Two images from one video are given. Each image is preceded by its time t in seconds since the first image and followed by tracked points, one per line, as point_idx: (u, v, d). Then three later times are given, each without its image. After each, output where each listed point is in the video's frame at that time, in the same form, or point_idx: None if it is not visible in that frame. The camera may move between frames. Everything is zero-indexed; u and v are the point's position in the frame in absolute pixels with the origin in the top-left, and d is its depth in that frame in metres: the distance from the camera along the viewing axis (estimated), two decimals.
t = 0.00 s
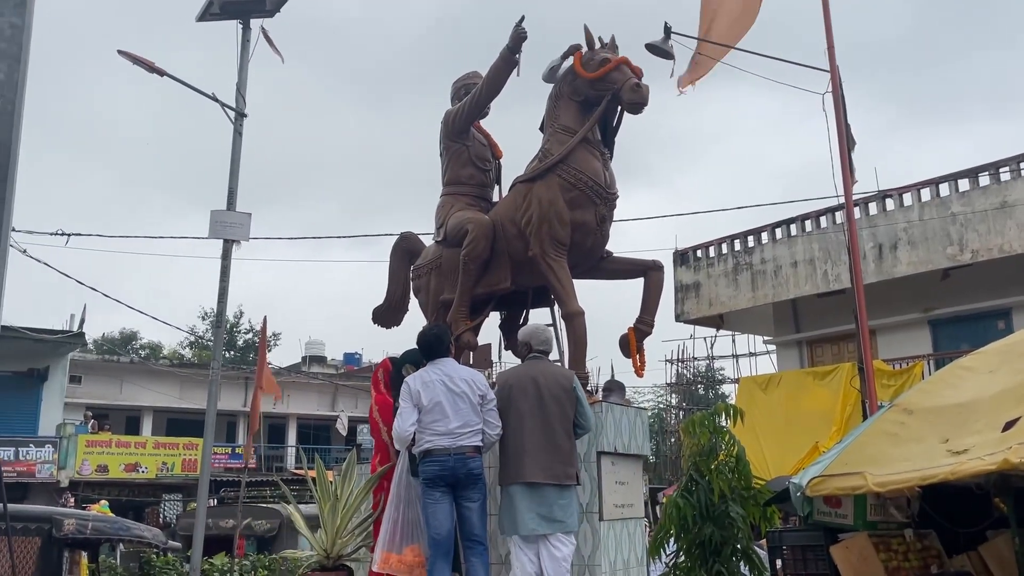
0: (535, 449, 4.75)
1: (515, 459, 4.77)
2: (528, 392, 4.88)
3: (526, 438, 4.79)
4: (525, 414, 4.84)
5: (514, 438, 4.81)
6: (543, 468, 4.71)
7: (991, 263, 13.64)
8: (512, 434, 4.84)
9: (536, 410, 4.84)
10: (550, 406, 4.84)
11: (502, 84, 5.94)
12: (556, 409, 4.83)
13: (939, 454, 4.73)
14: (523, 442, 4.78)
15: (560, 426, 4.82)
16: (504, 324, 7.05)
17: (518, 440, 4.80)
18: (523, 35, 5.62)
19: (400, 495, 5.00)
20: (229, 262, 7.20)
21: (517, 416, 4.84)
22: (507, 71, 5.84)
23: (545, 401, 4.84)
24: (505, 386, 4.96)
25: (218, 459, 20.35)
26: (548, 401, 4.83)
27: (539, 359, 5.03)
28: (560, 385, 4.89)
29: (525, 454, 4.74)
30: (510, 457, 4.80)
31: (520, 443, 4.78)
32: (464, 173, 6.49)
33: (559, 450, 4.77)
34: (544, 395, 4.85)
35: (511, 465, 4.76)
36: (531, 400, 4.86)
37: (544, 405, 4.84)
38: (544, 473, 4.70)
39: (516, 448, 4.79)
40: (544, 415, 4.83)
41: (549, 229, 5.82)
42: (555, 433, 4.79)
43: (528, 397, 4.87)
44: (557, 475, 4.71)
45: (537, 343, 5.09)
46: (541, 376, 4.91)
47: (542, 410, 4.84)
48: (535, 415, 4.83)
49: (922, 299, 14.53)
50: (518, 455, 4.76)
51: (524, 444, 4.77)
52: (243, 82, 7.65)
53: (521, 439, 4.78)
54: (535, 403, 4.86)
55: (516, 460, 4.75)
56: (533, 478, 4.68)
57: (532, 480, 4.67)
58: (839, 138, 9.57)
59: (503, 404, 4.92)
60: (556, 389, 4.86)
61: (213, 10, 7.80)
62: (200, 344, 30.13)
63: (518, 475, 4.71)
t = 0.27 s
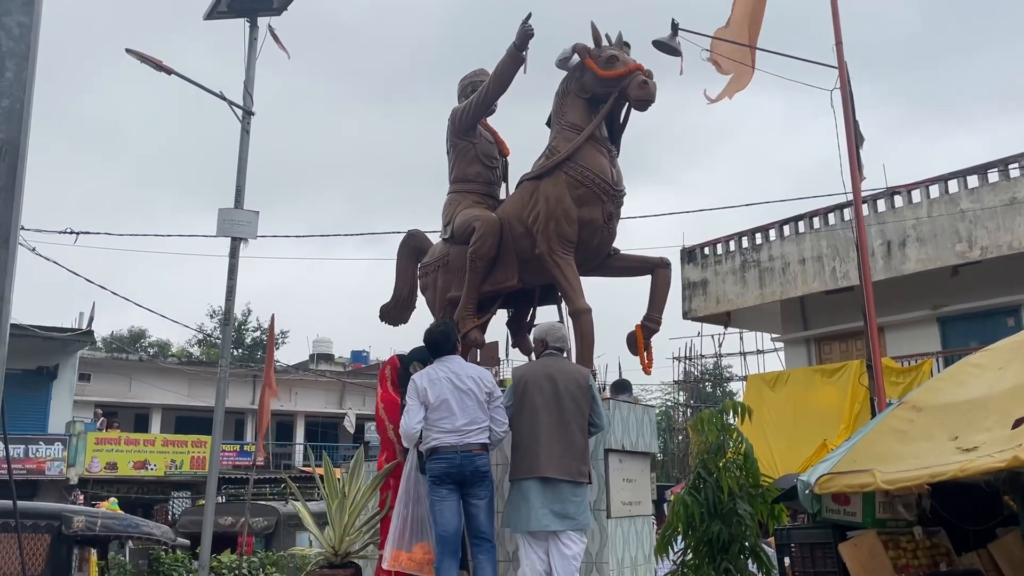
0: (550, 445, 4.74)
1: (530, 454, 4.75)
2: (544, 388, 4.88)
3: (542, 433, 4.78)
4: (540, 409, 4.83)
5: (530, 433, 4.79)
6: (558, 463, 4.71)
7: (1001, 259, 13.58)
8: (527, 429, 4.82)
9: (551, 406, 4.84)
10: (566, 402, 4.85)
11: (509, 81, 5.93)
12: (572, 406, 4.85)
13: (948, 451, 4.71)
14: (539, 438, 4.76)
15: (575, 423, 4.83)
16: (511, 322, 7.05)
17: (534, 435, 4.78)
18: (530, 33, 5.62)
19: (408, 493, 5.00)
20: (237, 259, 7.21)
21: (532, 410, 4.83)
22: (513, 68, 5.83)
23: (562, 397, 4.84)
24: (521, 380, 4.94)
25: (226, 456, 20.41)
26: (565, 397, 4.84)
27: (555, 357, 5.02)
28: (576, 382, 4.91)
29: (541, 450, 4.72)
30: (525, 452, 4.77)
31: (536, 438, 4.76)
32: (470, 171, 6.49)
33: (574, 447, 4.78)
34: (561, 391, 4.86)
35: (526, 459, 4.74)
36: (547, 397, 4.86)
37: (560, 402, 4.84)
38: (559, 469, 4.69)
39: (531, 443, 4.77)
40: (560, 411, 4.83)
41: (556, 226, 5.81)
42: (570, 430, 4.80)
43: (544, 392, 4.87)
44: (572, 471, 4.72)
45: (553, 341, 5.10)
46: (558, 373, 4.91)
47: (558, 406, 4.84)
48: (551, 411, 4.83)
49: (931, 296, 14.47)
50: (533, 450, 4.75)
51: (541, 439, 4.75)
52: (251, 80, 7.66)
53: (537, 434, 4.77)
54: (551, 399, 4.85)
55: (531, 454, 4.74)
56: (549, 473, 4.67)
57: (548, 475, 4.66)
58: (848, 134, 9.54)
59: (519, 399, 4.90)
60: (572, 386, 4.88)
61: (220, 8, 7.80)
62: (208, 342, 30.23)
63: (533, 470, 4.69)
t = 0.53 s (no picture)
0: (556, 444, 4.74)
1: (535, 453, 4.73)
2: (549, 387, 4.86)
3: (548, 432, 4.77)
4: (545, 408, 4.82)
5: (535, 431, 4.78)
6: (564, 463, 4.71)
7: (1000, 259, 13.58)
8: (533, 428, 4.81)
9: (556, 405, 4.83)
10: (571, 401, 4.85)
11: (509, 80, 5.94)
12: (576, 405, 4.85)
13: (946, 451, 4.71)
14: (544, 436, 4.75)
15: (580, 422, 4.84)
16: (510, 321, 7.05)
17: (540, 434, 4.77)
18: (530, 31, 5.62)
19: (407, 491, 5.01)
20: (237, 258, 7.21)
21: (538, 409, 4.82)
22: (514, 67, 5.83)
23: (567, 397, 4.85)
24: (525, 378, 4.92)
25: (226, 455, 20.43)
26: (570, 397, 4.85)
27: (561, 357, 5.01)
28: (581, 382, 4.91)
29: (546, 449, 4.72)
30: (530, 451, 4.76)
31: (542, 437, 4.75)
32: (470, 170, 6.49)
33: (579, 446, 4.79)
34: (566, 390, 4.86)
35: (532, 458, 4.72)
36: (552, 396, 4.85)
37: (565, 401, 4.84)
38: (565, 468, 4.70)
39: (537, 442, 4.76)
40: (565, 411, 4.84)
41: (556, 225, 5.82)
42: (576, 430, 4.81)
43: (549, 391, 4.86)
44: (577, 470, 4.73)
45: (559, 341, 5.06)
46: (563, 372, 4.90)
47: (563, 406, 4.84)
48: (556, 410, 4.82)
49: (931, 295, 14.48)
50: (539, 449, 4.73)
51: (547, 438, 4.74)
52: (251, 78, 7.66)
53: (543, 433, 4.76)
54: (556, 398, 4.85)
55: (537, 453, 4.73)
56: (556, 472, 4.67)
57: (554, 474, 4.66)
58: (848, 134, 9.54)
59: (524, 397, 4.88)
60: (577, 386, 4.89)
61: (221, 6, 7.80)
62: (208, 340, 30.24)
63: (539, 469, 4.69)
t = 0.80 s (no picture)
0: (548, 444, 4.75)
1: (528, 453, 4.73)
2: (541, 387, 4.86)
3: (540, 433, 4.77)
4: (537, 408, 4.82)
5: (528, 432, 4.77)
6: (556, 463, 4.72)
7: (988, 261, 13.67)
8: (525, 429, 4.80)
9: (548, 406, 4.83)
10: (563, 402, 4.85)
11: (500, 80, 5.95)
12: (568, 406, 4.86)
13: (932, 451, 4.74)
14: (537, 437, 4.75)
15: (572, 423, 4.85)
16: (501, 321, 7.06)
17: (532, 434, 4.77)
18: (522, 32, 5.63)
19: (395, 491, 5.01)
20: (227, 256, 7.20)
21: (530, 410, 4.81)
22: (505, 68, 5.85)
23: (559, 397, 4.85)
24: (518, 378, 4.90)
25: (215, 453, 20.39)
26: (562, 397, 4.85)
27: (555, 357, 5.01)
28: (573, 382, 4.92)
29: (538, 449, 4.72)
30: (523, 451, 4.76)
31: (534, 438, 4.75)
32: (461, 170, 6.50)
33: (571, 446, 4.80)
34: (558, 390, 4.86)
35: (525, 458, 4.72)
36: (544, 396, 4.84)
37: (557, 401, 4.84)
38: (557, 468, 4.71)
39: (528, 442, 4.76)
40: (557, 411, 4.84)
41: (547, 225, 5.83)
42: (568, 430, 4.81)
43: (542, 391, 4.86)
44: (569, 471, 4.75)
45: (553, 342, 5.04)
46: (555, 372, 4.90)
47: (555, 406, 4.83)
48: (548, 410, 4.82)
49: (920, 297, 14.55)
50: (532, 450, 4.73)
51: (539, 438, 4.74)
52: (242, 77, 7.64)
53: (536, 434, 4.75)
54: (548, 398, 4.85)
55: (529, 454, 4.73)
56: (549, 473, 4.68)
57: (546, 475, 4.67)
58: (837, 136, 9.59)
59: (516, 397, 4.87)
60: (568, 386, 4.89)
61: (211, 5, 7.79)
62: (199, 339, 30.15)
63: (532, 470, 4.69)
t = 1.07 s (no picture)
0: (525, 446, 4.75)
1: (505, 455, 4.74)
2: (520, 388, 4.86)
3: (518, 434, 4.77)
4: (515, 410, 4.82)
5: (506, 433, 4.78)
6: (534, 465, 4.72)
7: (965, 265, 13.82)
8: (503, 430, 4.81)
9: (527, 407, 4.83)
10: (542, 403, 4.85)
11: (483, 80, 5.95)
12: (546, 407, 4.85)
13: (906, 453, 4.77)
14: (514, 438, 4.75)
15: (550, 424, 4.84)
16: (481, 322, 7.05)
17: (510, 435, 4.77)
18: (504, 32, 5.63)
19: (373, 491, 4.99)
20: (206, 254, 7.15)
21: (508, 411, 4.81)
22: (487, 68, 5.85)
23: (537, 399, 4.85)
24: (497, 379, 4.91)
25: (193, 453, 20.24)
26: (540, 399, 4.85)
27: (535, 358, 5.01)
28: (551, 384, 4.91)
29: (515, 451, 4.72)
30: (500, 452, 4.76)
31: (512, 439, 4.76)
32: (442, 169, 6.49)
33: (549, 448, 4.80)
34: (537, 392, 4.86)
35: (502, 460, 4.73)
36: (523, 397, 4.85)
37: (535, 403, 4.84)
38: (534, 471, 4.71)
39: (505, 444, 4.76)
40: (536, 412, 4.84)
41: (528, 225, 5.83)
42: (546, 432, 4.81)
43: (521, 392, 4.86)
44: (546, 473, 4.75)
45: (536, 345, 5.01)
46: (534, 374, 4.90)
47: (533, 408, 4.84)
48: (526, 412, 4.83)
49: (898, 300, 14.69)
50: (509, 451, 4.74)
51: (516, 440, 4.75)
52: (223, 74, 7.59)
53: (513, 435, 4.76)
54: (527, 399, 4.85)
55: (506, 456, 4.74)
56: (526, 475, 4.68)
57: (523, 478, 4.67)
58: (817, 139, 9.66)
59: (495, 399, 4.88)
60: (547, 388, 4.89)
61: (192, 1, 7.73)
62: (178, 338, 29.92)
63: (508, 472, 4.70)
